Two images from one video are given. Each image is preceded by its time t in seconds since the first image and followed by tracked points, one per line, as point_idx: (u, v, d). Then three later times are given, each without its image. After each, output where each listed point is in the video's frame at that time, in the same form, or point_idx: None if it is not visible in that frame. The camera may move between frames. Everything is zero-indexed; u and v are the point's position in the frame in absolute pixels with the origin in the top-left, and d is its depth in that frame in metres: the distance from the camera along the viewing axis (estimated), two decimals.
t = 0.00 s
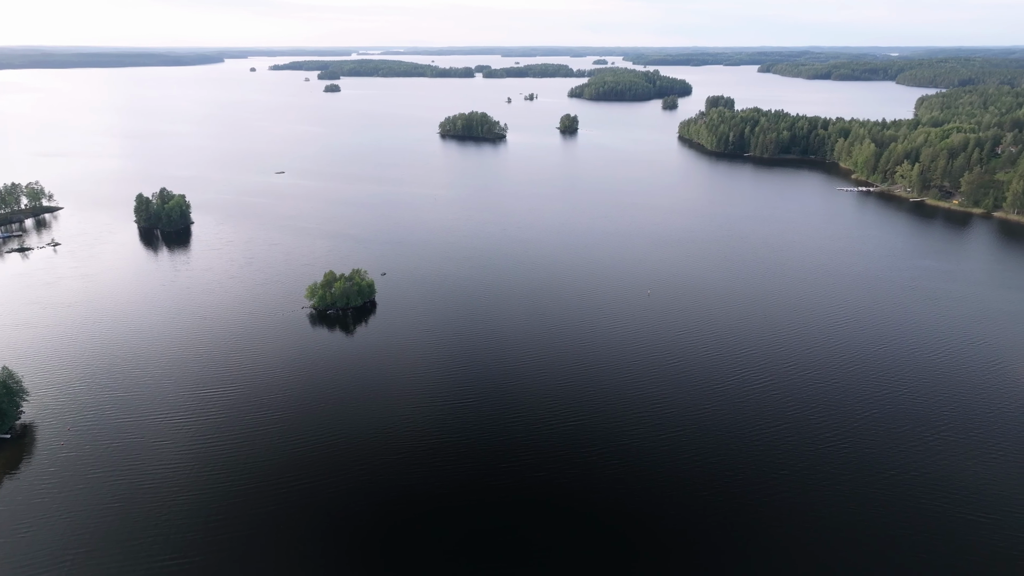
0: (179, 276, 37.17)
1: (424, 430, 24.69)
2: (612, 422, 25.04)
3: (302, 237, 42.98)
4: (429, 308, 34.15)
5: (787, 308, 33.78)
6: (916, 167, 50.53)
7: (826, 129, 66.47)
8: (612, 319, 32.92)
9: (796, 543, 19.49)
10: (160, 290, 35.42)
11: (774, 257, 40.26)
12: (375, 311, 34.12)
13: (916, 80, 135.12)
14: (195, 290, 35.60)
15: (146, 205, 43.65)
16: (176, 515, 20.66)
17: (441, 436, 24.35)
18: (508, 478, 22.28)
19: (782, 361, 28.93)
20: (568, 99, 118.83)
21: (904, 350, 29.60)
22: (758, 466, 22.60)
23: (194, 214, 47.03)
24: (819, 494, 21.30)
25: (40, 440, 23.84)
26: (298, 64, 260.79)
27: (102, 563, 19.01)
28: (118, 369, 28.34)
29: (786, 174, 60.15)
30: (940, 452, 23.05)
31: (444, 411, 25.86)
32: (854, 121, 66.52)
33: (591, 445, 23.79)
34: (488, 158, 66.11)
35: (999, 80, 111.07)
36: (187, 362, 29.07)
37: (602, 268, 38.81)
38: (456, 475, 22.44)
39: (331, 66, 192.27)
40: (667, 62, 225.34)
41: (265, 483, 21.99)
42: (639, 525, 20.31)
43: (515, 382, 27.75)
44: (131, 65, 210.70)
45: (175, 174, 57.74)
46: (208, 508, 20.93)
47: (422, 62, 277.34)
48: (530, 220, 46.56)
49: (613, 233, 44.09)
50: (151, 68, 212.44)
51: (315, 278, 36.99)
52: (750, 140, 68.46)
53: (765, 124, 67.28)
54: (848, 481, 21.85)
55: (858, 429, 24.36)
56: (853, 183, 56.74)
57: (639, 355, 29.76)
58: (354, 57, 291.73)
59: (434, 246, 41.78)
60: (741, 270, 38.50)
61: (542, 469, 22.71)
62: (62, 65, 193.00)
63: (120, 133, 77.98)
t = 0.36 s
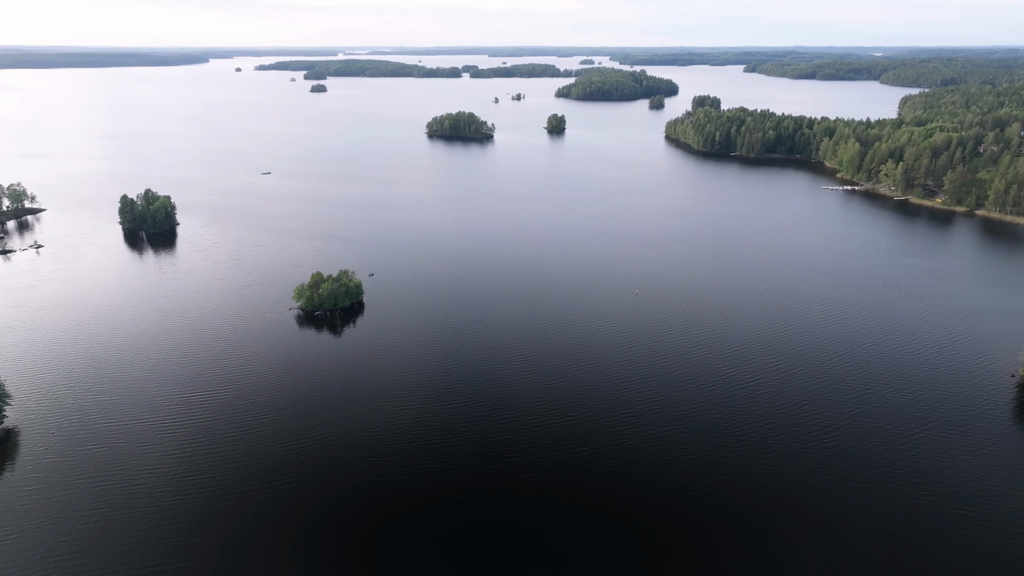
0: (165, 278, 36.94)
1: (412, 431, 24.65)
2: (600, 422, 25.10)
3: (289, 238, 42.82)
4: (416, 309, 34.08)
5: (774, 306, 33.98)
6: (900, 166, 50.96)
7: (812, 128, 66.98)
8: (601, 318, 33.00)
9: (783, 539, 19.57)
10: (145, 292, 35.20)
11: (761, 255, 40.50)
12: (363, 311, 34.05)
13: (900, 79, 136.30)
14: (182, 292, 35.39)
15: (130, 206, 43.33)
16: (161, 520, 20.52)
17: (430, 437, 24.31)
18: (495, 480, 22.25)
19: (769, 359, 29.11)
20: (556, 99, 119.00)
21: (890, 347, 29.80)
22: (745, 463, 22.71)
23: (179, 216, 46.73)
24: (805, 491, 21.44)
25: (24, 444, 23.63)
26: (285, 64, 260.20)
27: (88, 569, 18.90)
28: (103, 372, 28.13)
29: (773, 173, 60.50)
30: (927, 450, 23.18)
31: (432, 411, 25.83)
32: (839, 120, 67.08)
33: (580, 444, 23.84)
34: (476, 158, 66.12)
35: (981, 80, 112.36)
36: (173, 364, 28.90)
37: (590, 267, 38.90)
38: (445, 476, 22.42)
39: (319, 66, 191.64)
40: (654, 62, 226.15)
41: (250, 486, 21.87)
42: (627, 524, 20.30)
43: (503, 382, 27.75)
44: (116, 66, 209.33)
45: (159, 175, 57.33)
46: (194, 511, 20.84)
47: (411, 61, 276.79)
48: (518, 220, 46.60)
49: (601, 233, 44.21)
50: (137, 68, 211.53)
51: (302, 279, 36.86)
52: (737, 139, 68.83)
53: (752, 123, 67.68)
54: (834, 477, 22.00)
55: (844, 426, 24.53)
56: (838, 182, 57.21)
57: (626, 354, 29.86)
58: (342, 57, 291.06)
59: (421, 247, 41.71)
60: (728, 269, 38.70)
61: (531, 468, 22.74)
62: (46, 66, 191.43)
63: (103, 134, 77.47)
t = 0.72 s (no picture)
0: (148, 280, 36.61)
1: (398, 432, 24.53)
2: (587, 421, 25.10)
3: (273, 239, 42.60)
4: (402, 309, 33.99)
5: (760, 305, 34.18)
6: (882, 165, 51.53)
7: (794, 127, 67.60)
8: (588, 318, 33.04)
9: (770, 536, 19.67)
10: (129, 295, 34.86)
11: (747, 254, 40.76)
12: (349, 312, 33.95)
13: (882, 79, 137.82)
14: (166, 294, 35.09)
15: (112, 208, 42.92)
16: (146, 526, 20.32)
17: (417, 438, 24.22)
18: (482, 480, 22.21)
19: (754, 357, 29.25)
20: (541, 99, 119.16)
21: (875, 345, 30.04)
22: (732, 461, 22.81)
23: (162, 217, 46.32)
24: (791, 487, 21.59)
25: (5, 450, 23.34)
26: (270, 64, 259.01)
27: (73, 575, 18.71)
28: (85, 376, 27.82)
29: (757, 173, 60.94)
30: (910, 445, 23.39)
31: (418, 412, 25.73)
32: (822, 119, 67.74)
33: (567, 444, 23.85)
34: (462, 158, 66.07)
35: (960, 80, 113.94)
36: (157, 367, 28.65)
37: (578, 267, 38.96)
38: (433, 476, 22.35)
39: (303, 66, 190.75)
40: (639, 62, 226.99)
41: (235, 490, 21.69)
42: (615, 523, 20.32)
43: (490, 382, 27.70)
44: (98, 66, 207.26)
45: (141, 176, 56.79)
46: (179, 516, 20.65)
47: (397, 62, 276.17)
48: (504, 221, 46.61)
49: (588, 233, 44.30)
50: (119, 69, 209.20)
51: (287, 281, 36.67)
52: (720, 139, 69.30)
53: (735, 123, 68.17)
54: (820, 473, 22.14)
55: (829, 422, 24.72)
56: (821, 181, 57.77)
57: (614, 353, 29.89)
58: (328, 58, 290.19)
59: (406, 248, 41.61)
60: (714, 267, 38.90)
61: (518, 468, 22.72)
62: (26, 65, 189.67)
63: (84, 135, 76.90)
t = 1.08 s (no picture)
0: (128, 283, 36.02)
1: (384, 435, 24.31)
2: (574, 421, 25.08)
3: (256, 241, 42.11)
4: (387, 311, 33.72)
5: (744, 303, 34.42)
6: (862, 164, 52.13)
7: (776, 127, 68.26)
8: (573, 318, 33.02)
9: (756, 535, 19.72)
10: (108, 298, 34.26)
11: (731, 253, 41.05)
12: (333, 313, 33.65)
13: (861, 79, 139.49)
14: (146, 297, 34.55)
15: (91, 210, 42.18)
16: (126, 534, 19.92)
17: (403, 440, 24.03)
18: (470, 481, 22.08)
19: (739, 356, 29.42)
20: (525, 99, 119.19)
21: (858, 342, 30.34)
22: (719, 459, 22.90)
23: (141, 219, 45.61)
24: (778, 483, 21.72)
25: None
26: (251, 63, 256.57)
27: None
28: (63, 381, 27.27)
29: (739, 172, 61.42)
30: (893, 440, 23.66)
31: (404, 414, 25.53)
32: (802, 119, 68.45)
33: (554, 444, 23.78)
34: (446, 158, 65.84)
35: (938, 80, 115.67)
36: (138, 371, 28.15)
37: (563, 267, 38.97)
38: (420, 478, 22.17)
39: (284, 66, 189.34)
40: (622, 62, 228.09)
41: (217, 496, 21.35)
42: (604, 523, 20.31)
43: (476, 383, 27.58)
44: (74, 66, 203.71)
45: (119, 178, 55.89)
46: (158, 523, 20.27)
47: (379, 61, 274.63)
48: (489, 221, 46.50)
49: (573, 233, 44.36)
50: (97, 68, 207.48)
51: (270, 283, 36.26)
52: (703, 138, 69.76)
53: (717, 123, 68.69)
54: (805, 470, 22.30)
55: (813, 419, 24.92)
56: (802, 180, 58.38)
57: (600, 353, 29.90)
58: (309, 57, 287.82)
59: (391, 249, 41.34)
60: (698, 266, 39.12)
61: (506, 469, 22.61)
62: None
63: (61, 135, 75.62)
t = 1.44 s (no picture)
0: (106, 286, 35.41)
1: (369, 437, 24.12)
2: (559, 420, 25.08)
3: (237, 242, 41.61)
4: (370, 312, 33.51)
5: (727, 302, 34.71)
6: (841, 162, 52.83)
7: (756, 127, 68.96)
8: (558, 318, 33.06)
9: (742, 530, 19.87)
10: (86, 302, 33.65)
11: (713, 252, 41.40)
12: (316, 315, 33.34)
13: (840, 78, 141.38)
14: (125, 300, 33.98)
15: (67, 212, 41.40)
16: (106, 541, 19.58)
17: (388, 442, 23.85)
18: (457, 482, 21.98)
19: (722, 354, 29.66)
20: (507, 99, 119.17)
21: (838, 339, 30.74)
22: (704, 456, 23.04)
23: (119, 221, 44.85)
24: (762, 480, 21.90)
25: None
26: (228, 63, 253.35)
27: None
28: (41, 386, 26.72)
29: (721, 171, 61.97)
30: (874, 436, 23.99)
31: (388, 416, 25.34)
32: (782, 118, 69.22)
33: (540, 444, 23.74)
34: (429, 159, 65.61)
35: (914, 79, 117.66)
36: (117, 375, 27.66)
37: (547, 267, 39.02)
38: (406, 480, 22.01)
39: (264, 66, 187.61)
40: (603, 62, 229.01)
41: (200, 501, 21.03)
42: (591, 521, 20.35)
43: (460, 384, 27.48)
44: (47, 66, 199.69)
45: (95, 179, 54.90)
46: (139, 529, 19.95)
47: (360, 61, 272.71)
48: (473, 221, 46.42)
49: (557, 233, 44.43)
50: (72, 69, 203.79)
51: (252, 285, 35.83)
52: (684, 138, 70.26)
53: (698, 122, 69.24)
54: (789, 466, 22.52)
55: (796, 416, 25.18)
56: (782, 179, 59.07)
57: (584, 352, 29.96)
58: (289, 57, 285.20)
59: (374, 250, 41.08)
60: (681, 265, 39.39)
61: (492, 470, 22.53)
62: None
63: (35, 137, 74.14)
